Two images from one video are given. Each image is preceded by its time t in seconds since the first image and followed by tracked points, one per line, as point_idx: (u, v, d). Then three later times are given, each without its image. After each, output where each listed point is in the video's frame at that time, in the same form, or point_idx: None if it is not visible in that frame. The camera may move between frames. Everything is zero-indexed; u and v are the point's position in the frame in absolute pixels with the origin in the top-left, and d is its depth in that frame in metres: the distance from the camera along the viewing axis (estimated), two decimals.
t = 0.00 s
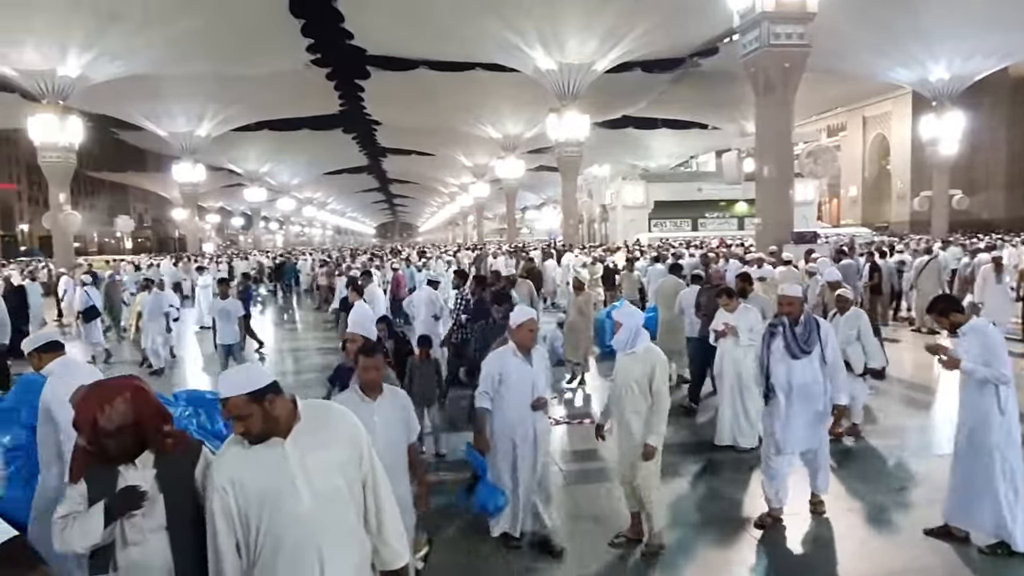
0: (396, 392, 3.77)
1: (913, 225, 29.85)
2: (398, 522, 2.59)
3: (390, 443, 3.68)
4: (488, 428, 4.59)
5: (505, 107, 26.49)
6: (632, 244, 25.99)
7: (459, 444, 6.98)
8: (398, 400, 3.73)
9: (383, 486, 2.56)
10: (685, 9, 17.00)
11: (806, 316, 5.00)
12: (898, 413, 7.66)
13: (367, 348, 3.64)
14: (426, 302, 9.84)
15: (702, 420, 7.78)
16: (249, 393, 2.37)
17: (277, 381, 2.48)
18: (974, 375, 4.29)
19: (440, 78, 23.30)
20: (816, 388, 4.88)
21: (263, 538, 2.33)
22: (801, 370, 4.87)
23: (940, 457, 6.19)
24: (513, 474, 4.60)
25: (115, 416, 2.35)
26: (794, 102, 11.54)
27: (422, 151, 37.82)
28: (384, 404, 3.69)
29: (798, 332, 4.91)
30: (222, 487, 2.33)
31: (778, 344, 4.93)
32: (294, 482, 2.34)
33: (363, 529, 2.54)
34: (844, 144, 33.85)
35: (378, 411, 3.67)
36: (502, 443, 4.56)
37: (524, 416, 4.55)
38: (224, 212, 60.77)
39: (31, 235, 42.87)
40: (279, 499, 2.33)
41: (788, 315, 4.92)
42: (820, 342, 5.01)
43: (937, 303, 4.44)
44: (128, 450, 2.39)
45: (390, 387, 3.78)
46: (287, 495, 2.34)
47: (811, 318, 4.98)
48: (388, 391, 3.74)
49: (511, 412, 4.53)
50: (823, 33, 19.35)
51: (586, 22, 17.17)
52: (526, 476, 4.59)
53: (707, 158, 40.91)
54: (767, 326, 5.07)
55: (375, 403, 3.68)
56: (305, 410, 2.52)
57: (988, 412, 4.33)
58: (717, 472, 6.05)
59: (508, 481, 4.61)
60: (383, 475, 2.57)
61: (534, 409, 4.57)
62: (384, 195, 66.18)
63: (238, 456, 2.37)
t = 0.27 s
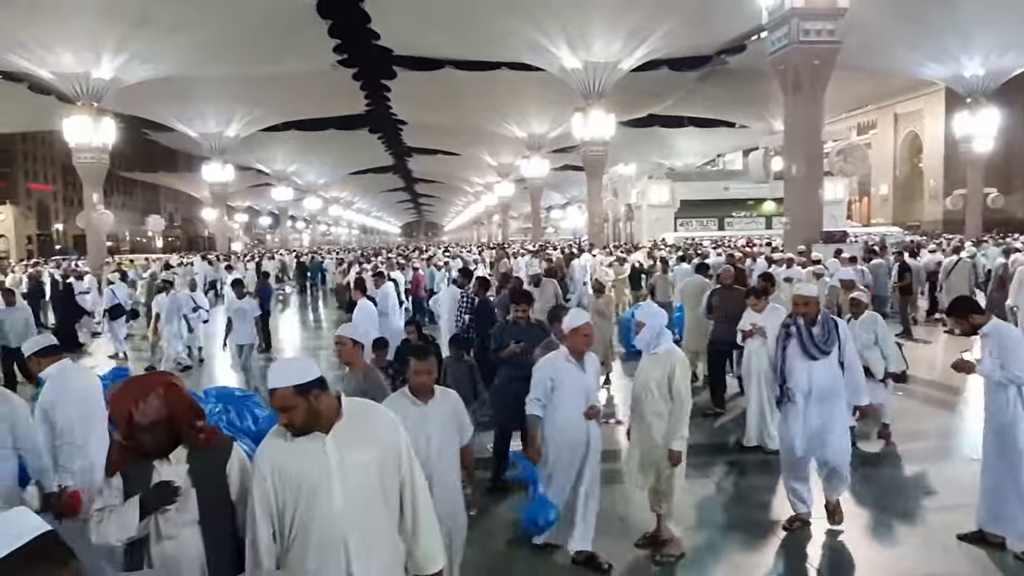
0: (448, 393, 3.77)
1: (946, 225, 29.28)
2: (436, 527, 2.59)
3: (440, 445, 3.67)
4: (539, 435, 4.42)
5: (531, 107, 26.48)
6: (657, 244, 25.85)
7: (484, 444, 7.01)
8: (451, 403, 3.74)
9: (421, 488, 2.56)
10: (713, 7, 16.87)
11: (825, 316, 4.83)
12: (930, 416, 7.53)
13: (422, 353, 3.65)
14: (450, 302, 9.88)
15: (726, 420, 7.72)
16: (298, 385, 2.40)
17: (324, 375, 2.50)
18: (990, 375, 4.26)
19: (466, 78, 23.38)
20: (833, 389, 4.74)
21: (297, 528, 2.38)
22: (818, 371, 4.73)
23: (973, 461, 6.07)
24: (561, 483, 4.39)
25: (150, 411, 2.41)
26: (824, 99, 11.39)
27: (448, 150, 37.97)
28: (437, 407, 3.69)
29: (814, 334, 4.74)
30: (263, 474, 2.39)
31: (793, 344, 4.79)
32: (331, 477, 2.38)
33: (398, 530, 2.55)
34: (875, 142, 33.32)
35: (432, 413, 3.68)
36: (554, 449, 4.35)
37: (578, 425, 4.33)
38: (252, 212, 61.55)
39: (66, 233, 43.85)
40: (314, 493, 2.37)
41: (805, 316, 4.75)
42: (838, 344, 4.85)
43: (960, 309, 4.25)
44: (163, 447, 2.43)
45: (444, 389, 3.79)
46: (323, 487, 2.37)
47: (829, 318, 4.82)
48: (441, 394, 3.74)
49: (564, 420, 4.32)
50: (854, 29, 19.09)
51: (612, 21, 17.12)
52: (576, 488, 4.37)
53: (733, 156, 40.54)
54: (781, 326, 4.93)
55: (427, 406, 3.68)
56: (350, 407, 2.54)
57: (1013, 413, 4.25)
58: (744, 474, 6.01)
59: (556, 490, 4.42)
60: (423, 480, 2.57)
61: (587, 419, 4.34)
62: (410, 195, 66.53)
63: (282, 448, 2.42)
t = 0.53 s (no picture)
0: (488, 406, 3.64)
1: (969, 225, 28.90)
2: (457, 535, 2.58)
3: (486, 459, 3.56)
4: (584, 444, 4.29)
5: (548, 106, 26.44)
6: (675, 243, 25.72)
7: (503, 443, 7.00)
8: (491, 417, 3.59)
9: (443, 491, 2.55)
10: (732, 6, 16.77)
11: (840, 323, 4.46)
12: (954, 418, 7.43)
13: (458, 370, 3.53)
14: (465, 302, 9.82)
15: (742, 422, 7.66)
16: (326, 382, 2.41)
17: (352, 372, 2.51)
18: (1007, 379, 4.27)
19: (484, 77, 23.41)
20: (848, 402, 4.33)
21: (316, 523, 2.40)
22: (831, 382, 4.35)
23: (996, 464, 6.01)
24: (615, 496, 4.24)
25: (175, 405, 2.43)
26: (844, 98, 11.28)
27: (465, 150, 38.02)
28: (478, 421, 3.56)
29: (828, 341, 4.37)
30: (288, 467, 2.43)
31: (805, 352, 4.43)
32: (351, 477, 2.40)
33: (418, 534, 2.55)
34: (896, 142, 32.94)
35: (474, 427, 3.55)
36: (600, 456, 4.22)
37: (625, 430, 4.21)
38: (271, 211, 62.07)
39: (90, 232, 44.48)
40: (334, 491, 2.40)
41: (819, 322, 4.37)
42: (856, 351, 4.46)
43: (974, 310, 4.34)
44: (188, 441, 2.47)
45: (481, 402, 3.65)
46: (344, 486, 2.40)
47: (843, 325, 4.44)
48: (479, 408, 3.60)
49: (610, 425, 4.19)
50: (877, 27, 18.89)
51: (631, 21, 17.08)
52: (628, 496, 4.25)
53: (752, 156, 40.24)
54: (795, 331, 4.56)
55: (467, 422, 3.54)
56: (375, 407, 2.54)
57: None
58: (764, 474, 5.98)
59: (608, 502, 4.26)
60: (444, 485, 2.56)
61: (634, 422, 4.21)
62: (427, 194, 66.74)
63: (306, 445, 2.44)
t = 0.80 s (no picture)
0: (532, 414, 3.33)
1: (997, 224, 28.38)
2: (465, 537, 2.60)
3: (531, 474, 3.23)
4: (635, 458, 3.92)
5: (568, 105, 26.39)
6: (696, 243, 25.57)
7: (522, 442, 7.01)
8: (536, 424, 3.30)
9: (451, 493, 2.57)
10: (755, 3, 16.61)
11: (864, 326, 4.33)
12: (980, 420, 7.29)
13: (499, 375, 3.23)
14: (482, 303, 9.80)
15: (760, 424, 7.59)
16: (332, 385, 2.43)
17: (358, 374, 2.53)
18: None
19: (504, 77, 23.44)
20: (863, 409, 4.23)
21: (325, 525, 2.41)
22: (843, 387, 4.25)
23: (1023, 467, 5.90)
24: (669, 514, 3.87)
25: (202, 398, 2.47)
26: (869, 95, 11.14)
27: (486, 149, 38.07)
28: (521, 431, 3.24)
29: (846, 344, 4.28)
30: (295, 468, 2.44)
31: (824, 354, 4.36)
32: (359, 479, 2.41)
33: (428, 537, 2.56)
34: (923, 139, 32.43)
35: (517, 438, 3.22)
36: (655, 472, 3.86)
37: (677, 442, 3.87)
38: (293, 211, 62.62)
39: (116, 232, 45.19)
40: (342, 494, 2.41)
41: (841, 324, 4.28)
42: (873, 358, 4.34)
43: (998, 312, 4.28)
44: (211, 438, 2.51)
45: (525, 408, 3.36)
46: (353, 489, 2.41)
47: (864, 329, 4.31)
48: (522, 415, 3.30)
49: (663, 437, 3.85)
50: (903, 23, 18.60)
51: (652, 19, 17.00)
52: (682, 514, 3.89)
53: (774, 155, 39.90)
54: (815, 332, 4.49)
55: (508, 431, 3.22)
56: (382, 409, 2.56)
57: None
58: (784, 476, 5.93)
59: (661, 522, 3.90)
60: (452, 487, 2.58)
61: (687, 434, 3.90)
62: (448, 193, 66.92)
63: (314, 448, 2.45)
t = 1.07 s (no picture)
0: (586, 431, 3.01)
1: None
2: (469, 527, 2.64)
3: (579, 494, 2.90)
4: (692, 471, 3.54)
5: (587, 105, 26.30)
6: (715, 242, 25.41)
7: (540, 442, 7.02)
8: (589, 445, 2.95)
9: (450, 489, 2.59)
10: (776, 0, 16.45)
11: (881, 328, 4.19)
12: (1006, 423, 7.16)
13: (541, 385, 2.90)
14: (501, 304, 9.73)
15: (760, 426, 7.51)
16: (315, 399, 2.36)
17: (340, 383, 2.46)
18: None
19: (522, 76, 23.44)
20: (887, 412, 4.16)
21: (327, 535, 2.36)
22: (861, 391, 4.20)
23: None
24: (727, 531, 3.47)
25: (230, 396, 2.66)
26: (893, 93, 10.99)
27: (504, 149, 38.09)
28: (567, 447, 2.91)
29: (860, 346, 4.17)
30: (294, 483, 2.39)
31: (839, 356, 4.26)
32: (360, 487, 2.38)
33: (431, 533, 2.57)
34: (947, 137, 31.94)
35: (564, 454, 2.90)
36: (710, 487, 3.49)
37: (732, 451, 3.51)
38: (312, 211, 63.06)
39: (139, 231, 45.78)
40: (347, 501, 2.37)
41: (857, 325, 4.17)
42: (889, 359, 4.20)
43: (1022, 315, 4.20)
44: (238, 430, 2.59)
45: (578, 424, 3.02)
46: (353, 495, 2.37)
47: (880, 329, 4.16)
48: (575, 431, 2.96)
49: (720, 447, 3.50)
50: (927, 20, 18.35)
51: (672, 18, 16.91)
52: (746, 536, 3.52)
53: (795, 153, 39.57)
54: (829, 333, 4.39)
55: (555, 446, 2.90)
56: (371, 411, 2.53)
57: None
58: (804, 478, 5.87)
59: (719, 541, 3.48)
60: (451, 478, 2.60)
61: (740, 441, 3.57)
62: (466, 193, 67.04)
63: (307, 461, 2.40)
